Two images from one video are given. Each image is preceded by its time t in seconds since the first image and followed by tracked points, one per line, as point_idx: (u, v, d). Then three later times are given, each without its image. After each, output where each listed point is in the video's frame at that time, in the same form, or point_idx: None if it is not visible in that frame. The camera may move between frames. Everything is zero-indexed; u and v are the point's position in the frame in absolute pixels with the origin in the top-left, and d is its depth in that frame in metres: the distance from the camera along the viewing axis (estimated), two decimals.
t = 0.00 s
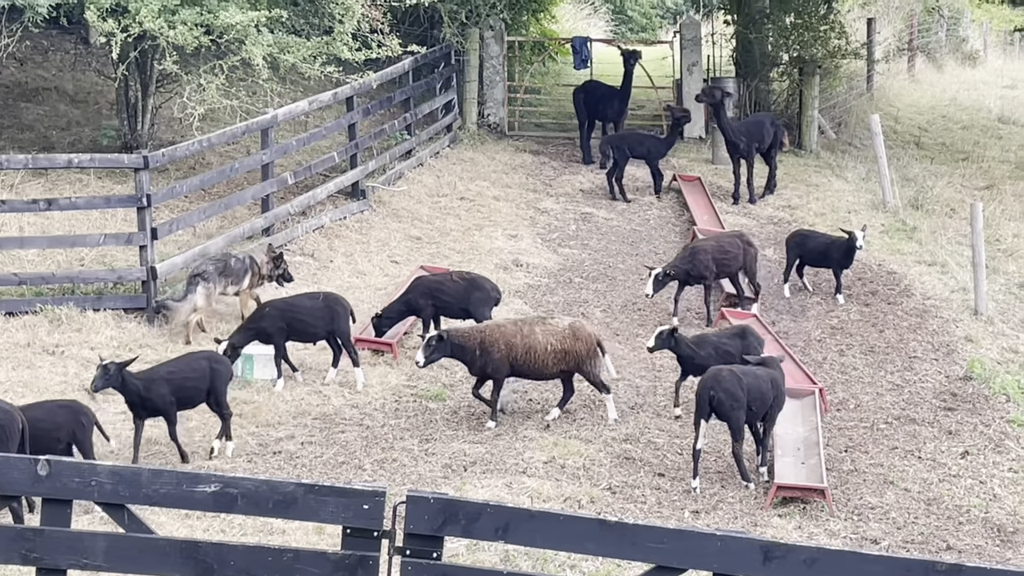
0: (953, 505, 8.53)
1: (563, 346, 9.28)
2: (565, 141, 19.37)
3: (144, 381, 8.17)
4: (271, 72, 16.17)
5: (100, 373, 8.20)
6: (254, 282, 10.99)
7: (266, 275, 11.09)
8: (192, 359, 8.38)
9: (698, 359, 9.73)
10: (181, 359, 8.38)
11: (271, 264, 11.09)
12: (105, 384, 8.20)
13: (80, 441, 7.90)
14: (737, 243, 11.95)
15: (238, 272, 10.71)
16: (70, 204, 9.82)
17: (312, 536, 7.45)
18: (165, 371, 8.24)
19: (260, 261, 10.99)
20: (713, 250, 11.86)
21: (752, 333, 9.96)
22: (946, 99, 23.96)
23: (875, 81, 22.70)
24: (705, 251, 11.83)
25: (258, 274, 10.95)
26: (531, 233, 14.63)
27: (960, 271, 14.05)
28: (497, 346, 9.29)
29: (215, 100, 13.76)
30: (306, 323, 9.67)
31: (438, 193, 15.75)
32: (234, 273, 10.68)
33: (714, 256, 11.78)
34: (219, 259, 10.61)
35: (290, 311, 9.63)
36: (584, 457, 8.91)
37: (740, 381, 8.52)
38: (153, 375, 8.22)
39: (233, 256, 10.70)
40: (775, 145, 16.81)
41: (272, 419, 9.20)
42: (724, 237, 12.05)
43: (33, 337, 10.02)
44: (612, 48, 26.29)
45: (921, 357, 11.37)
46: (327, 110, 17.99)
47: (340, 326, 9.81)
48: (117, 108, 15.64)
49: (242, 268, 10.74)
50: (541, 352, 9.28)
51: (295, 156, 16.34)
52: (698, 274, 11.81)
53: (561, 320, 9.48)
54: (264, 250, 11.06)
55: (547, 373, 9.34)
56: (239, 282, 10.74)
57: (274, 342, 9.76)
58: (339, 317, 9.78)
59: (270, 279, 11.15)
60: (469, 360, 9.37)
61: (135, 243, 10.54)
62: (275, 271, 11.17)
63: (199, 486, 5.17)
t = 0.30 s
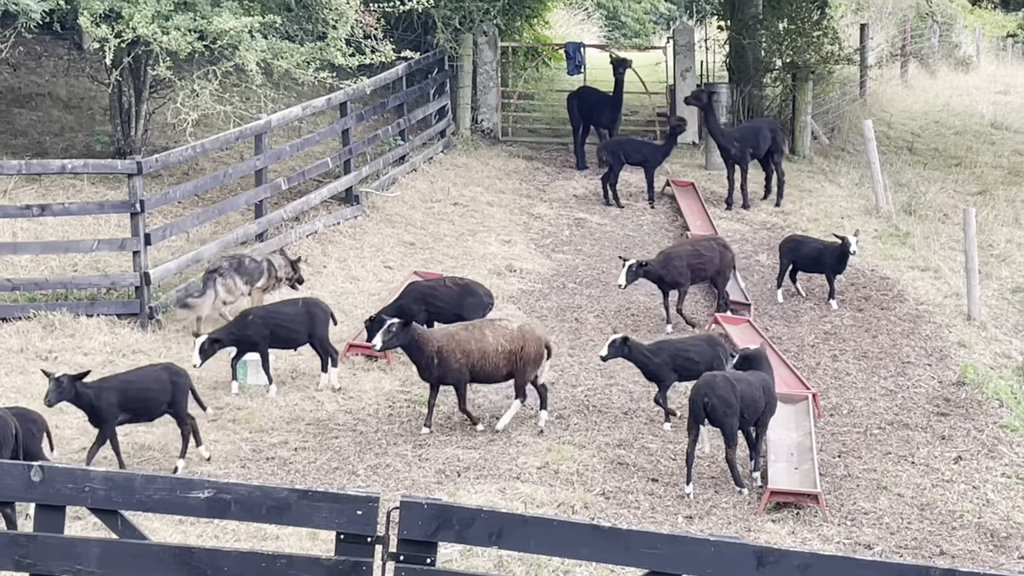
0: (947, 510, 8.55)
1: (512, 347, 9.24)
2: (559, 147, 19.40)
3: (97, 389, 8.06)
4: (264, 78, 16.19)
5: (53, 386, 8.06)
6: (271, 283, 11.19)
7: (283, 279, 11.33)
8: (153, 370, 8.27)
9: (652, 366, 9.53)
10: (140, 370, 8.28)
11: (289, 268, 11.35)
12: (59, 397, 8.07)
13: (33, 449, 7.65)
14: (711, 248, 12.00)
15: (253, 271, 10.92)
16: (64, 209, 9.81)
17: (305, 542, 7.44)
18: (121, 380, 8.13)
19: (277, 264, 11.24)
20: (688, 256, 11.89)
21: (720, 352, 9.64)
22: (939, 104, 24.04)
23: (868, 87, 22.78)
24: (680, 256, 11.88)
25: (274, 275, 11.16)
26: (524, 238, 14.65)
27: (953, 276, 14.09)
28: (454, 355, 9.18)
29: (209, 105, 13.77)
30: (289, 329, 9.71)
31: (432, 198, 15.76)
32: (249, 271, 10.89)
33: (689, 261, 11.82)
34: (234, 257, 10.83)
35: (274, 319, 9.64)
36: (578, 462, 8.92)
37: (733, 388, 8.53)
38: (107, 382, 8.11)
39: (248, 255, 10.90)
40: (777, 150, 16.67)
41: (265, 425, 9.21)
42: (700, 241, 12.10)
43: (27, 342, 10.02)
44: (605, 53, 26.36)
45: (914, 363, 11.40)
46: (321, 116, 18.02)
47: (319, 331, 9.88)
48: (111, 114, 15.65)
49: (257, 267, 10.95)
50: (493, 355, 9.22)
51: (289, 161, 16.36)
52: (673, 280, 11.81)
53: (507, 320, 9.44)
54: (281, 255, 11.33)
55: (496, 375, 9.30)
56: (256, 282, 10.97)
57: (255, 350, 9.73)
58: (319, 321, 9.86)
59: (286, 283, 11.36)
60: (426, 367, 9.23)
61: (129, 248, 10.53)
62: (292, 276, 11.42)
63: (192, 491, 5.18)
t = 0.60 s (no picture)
0: (941, 516, 8.55)
1: (467, 356, 9.19)
2: (553, 153, 19.40)
3: (52, 400, 7.89)
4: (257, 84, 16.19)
5: (6, 396, 7.93)
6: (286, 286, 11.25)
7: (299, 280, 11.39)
8: (112, 382, 8.10)
9: (607, 374, 9.42)
10: (99, 382, 8.11)
11: (304, 270, 11.41)
12: (11, 408, 7.94)
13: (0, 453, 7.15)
14: (683, 256, 11.74)
15: (270, 276, 11.03)
16: (57, 215, 9.78)
17: (298, 549, 7.41)
18: (78, 391, 7.97)
19: (294, 265, 11.32)
20: (658, 266, 11.63)
21: (683, 364, 9.47)
22: (932, 110, 24.08)
23: (861, 93, 22.81)
24: (649, 266, 11.61)
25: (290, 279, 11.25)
26: (518, 244, 14.65)
27: (947, 282, 14.11)
28: (404, 368, 9.06)
29: (202, 111, 13.75)
30: (261, 340, 9.58)
31: (425, 204, 15.75)
32: (266, 276, 10.99)
33: (658, 271, 11.56)
34: (251, 262, 10.94)
35: (245, 328, 9.51)
36: (572, 468, 8.91)
37: (727, 395, 8.52)
38: (63, 393, 7.95)
39: (266, 260, 11.03)
40: (780, 157, 16.60)
41: (258, 431, 9.20)
42: (674, 250, 11.83)
43: (21, 348, 10.00)
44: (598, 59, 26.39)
45: (907, 369, 11.41)
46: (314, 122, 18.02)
47: (291, 345, 9.75)
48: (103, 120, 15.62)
49: (274, 272, 11.07)
50: (445, 367, 9.13)
51: (283, 168, 16.35)
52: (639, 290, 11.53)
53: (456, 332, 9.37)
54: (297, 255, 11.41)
55: (448, 388, 9.21)
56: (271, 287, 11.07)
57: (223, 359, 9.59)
58: (289, 335, 9.72)
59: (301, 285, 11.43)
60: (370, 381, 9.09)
61: (122, 254, 10.51)
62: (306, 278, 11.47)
63: (185, 498, 5.16)
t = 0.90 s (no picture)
0: (934, 522, 8.56)
1: (421, 365, 9.05)
2: (547, 159, 19.41)
3: (9, 415, 7.79)
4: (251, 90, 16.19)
5: None
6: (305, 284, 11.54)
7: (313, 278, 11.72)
8: (62, 393, 8.07)
9: (568, 383, 9.35)
10: (49, 394, 8.05)
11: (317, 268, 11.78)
12: None
13: None
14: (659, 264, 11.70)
15: (289, 276, 11.27)
16: (50, 221, 9.77)
17: (292, 555, 7.40)
18: (34, 405, 7.90)
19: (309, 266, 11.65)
20: (633, 271, 11.58)
21: (637, 369, 9.45)
22: (926, 117, 24.14)
23: (855, 99, 22.85)
24: (624, 271, 11.56)
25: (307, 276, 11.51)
26: (512, 250, 14.66)
27: (941, 288, 14.13)
28: (358, 375, 8.92)
29: (196, 117, 13.75)
30: (229, 349, 9.49)
31: (419, 210, 15.75)
32: (285, 276, 11.24)
33: (634, 276, 11.53)
34: (270, 264, 11.19)
35: (213, 338, 9.42)
36: (566, 475, 8.91)
37: (720, 401, 8.53)
38: (21, 408, 7.85)
39: (284, 261, 11.26)
40: (776, 164, 16.53)
41: (252, 437, 9.19)
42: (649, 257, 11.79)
43: (15, 354, 9.99)
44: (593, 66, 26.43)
45: (900, 375, 11.43)
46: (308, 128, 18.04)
47: (261, 351, 9.67)
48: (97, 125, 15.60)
49: (293, 271, 11.32)
50: (400, 375, 8.98)
51: (277, 174, 16.35)
52: (615, 296, 11.52)
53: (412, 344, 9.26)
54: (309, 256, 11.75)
55: (405, 398, 9.06)
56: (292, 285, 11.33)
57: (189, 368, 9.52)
58: (260, 340, 9.65)
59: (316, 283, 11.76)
60: (330, 394, 8.95)
61: (115, 260, 10.50)
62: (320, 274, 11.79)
63: (179, 504, 5.16)
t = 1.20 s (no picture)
0: (928, 527, 8.58)
1: (375, 377, 8.95)
2: (541, 164, 19.44)
3: None
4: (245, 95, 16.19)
5: None
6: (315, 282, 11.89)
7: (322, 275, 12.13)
8: (23, 403, 8.03)
9: (523, 391, 9.37)
10: (9, 403, 8.02)
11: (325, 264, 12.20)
12: None
13: None
14: (633, 270, 11.68)
15: (300, 275, 11.59)
16: (44, 226, 9.77)
17: (285, 560, 7.41)
18: None
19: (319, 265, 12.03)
20: (608, 278, 11.58)
21: (598, 377, 9.40)
22: (919, 122, 24.20)
23: (849, 105, 22.91)
24: (600, 279, 11.57)
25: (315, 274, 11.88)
26: (506, 256, 14.67)
27: (934, 294, 14.17)
28: (315, 387, 8.78)
29: (190, 122, 13.75)
30: (203, 355, 9.46)
31: (413, 216, 15.76)
32: (296, 276, 11.56)
33: (610, 283, 11.53)
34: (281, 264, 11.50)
35: (186, 345, 9.40)
36: (559, 480, 8.92)
37: (715, 407, 8.54)
38: None
39: (294, 260, 11.57)
40: (768, 169, 16.52)
41: (246, 442, 9.20)
42: (624, 263, 11.78)
43: (8, 359, 9.99)
44: (587, 71, 26.49)
45: (894, 380, 11.45)
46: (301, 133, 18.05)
47: (235, 357, 9.67)
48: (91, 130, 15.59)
49: (303, 271, 11.64)
50: (355, 387, 8.88)
51: (270, 179, 16.35)
52: (593, 304, 11.50)
53: (367, 351, 9.15)
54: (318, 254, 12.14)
55: (357, 409, 8.96)
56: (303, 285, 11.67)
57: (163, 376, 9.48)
58: (233, 347, 9.65)
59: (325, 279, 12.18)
60: (283, 401, 8.79)
61: (109, 265, 10.50)
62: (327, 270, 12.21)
63: (173, 510, 5.16)
